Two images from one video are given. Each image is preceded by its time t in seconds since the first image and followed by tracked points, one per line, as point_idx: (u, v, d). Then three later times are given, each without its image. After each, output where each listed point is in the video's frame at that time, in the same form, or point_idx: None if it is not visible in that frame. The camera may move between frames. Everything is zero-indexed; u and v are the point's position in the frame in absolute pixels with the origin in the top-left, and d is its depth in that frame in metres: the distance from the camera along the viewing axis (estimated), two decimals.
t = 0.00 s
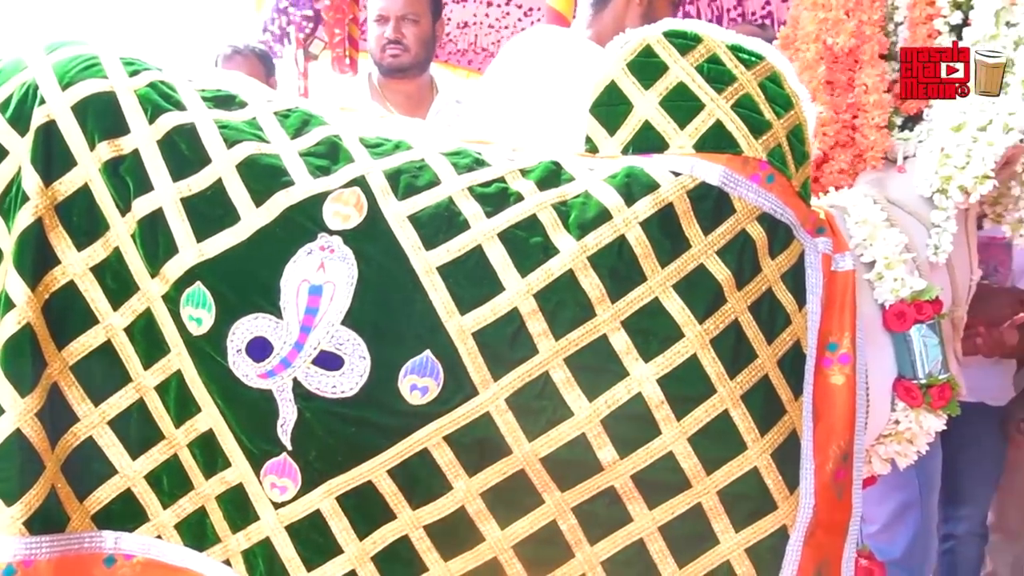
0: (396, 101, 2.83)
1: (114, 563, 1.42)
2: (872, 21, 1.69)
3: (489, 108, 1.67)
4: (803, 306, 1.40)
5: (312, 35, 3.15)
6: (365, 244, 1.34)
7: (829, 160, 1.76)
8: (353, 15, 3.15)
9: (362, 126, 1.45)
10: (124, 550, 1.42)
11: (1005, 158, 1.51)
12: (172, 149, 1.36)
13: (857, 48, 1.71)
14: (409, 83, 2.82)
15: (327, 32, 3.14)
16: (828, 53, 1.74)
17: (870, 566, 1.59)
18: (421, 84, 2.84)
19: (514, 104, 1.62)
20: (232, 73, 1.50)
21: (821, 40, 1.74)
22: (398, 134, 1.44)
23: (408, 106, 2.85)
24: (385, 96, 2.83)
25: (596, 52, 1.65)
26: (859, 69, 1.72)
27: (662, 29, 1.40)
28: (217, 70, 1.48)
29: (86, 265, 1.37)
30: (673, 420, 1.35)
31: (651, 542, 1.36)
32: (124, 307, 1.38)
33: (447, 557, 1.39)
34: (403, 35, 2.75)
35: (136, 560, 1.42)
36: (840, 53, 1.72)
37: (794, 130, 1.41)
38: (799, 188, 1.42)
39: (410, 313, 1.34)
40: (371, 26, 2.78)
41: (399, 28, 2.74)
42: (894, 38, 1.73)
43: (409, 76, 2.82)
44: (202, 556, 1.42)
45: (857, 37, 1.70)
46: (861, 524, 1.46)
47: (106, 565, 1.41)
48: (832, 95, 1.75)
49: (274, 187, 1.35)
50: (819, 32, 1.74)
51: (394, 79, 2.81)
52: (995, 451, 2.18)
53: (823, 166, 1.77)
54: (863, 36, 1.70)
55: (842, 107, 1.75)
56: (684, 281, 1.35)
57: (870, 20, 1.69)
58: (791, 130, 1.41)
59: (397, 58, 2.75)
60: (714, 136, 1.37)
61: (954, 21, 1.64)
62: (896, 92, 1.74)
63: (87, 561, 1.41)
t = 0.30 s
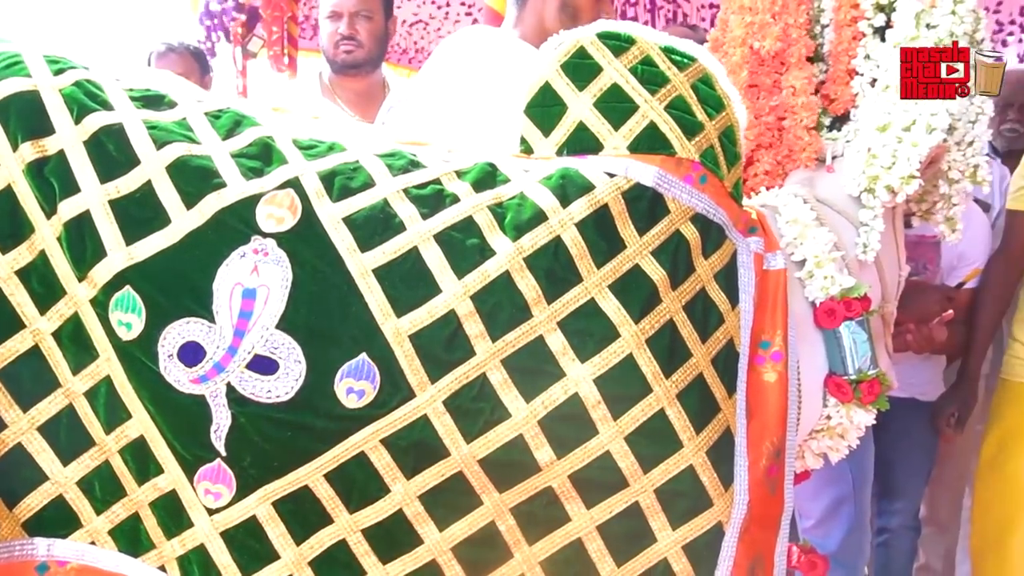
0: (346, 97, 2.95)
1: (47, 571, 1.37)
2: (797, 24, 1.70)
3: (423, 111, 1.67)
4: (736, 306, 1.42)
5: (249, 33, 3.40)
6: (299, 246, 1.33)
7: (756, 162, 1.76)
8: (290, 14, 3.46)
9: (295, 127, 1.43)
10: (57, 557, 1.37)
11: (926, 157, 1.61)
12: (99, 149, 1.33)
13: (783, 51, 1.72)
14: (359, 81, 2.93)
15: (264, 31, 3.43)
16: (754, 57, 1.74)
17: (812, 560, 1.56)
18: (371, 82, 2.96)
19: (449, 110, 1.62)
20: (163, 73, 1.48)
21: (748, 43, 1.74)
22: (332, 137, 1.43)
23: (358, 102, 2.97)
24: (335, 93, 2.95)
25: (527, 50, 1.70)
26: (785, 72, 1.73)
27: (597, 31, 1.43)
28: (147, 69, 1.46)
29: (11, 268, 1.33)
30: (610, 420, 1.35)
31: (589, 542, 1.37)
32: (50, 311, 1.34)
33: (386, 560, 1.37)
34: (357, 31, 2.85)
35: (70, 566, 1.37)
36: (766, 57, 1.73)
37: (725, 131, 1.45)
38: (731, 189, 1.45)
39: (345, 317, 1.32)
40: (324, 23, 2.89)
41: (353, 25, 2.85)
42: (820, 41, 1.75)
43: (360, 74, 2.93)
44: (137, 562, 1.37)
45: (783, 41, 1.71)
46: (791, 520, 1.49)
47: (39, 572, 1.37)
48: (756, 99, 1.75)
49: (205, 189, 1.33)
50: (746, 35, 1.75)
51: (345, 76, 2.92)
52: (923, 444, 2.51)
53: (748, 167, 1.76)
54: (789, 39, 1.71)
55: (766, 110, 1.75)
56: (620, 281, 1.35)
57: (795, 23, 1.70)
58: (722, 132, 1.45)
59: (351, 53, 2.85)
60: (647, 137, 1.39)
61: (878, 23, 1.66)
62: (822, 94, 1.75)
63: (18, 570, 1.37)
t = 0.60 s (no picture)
0: (301, 98, 2.92)
1: None
2: (729, 30, 1.70)
3: (364, 113, 1.65)
4: (676, 308, 1.44)
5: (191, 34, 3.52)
6: (238, 252, 1.31)
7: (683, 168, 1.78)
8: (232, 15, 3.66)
9: (233, 130, 1.42)
10: None
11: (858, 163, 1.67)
12: (29, 153, 1.30)
13: (714, 57, 1.71)
14: (317, 83, 2.90)
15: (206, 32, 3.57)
16: (686, 63, 1.73)
17: (745, 556, 1.63)
18: (329, 84, 2.93)
19: (392, 111, 1.61)
20: (95, 75, 1.45)
21: (680, 50, 1.73)
22: (270, 140, 1.42)
23: (314, 103, 2.94)
24: (290, 93, 2.90)
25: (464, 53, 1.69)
26: (716, 77, 1.72)
27: (537, 35, 1.46)
28: (79, 71, 1.43)
29: None
30: (554, 422, 1.36)
31: (534, 545, 1.37)
32: None
33: (330, 568, 1.34)
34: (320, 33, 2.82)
35: None
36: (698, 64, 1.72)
37: (665, 134, 1.48)
38: (670, 192, 1.48)
39: (286, 323, 1.30)
40: (283, 25, 2.87)
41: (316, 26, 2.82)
42: (753, 46, 1.76)
43: (319, 76, 2.89)
44: None
45: (714, 47, 1.70)
46: (732, 518, 1.53)
47: None
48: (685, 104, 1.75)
49: (140, 193, 1.30)
50: (679, 42, 1.73)
51: (303, 77, 2.88)
52: (862, 443, 2.57)
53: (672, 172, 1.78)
54: (721, 45, 1.70)
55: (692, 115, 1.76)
56: (562, 285, 1.36)
57: (727, 29, 1.70)
58: (662, 135, 1.47)
59: (313, 55, 2.83)
60: (588, 140, 1.42)
61: (811, 30, 1.68)
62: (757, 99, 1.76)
63: None
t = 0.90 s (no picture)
0: (252, 101, 2.91)
1: None
2: (671, 37, 1.74)
3: (312, 119, 1.66)
4: (622, 312, 1.46)
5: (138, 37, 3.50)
6: (180, 260, 1.28)
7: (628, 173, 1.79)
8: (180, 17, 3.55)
9: (174, 134, 1.40)
10: None
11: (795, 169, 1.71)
12: None
13: (656, 63, 1.75)
14: (270, 87, 2.90)
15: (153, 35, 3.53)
16: (629, 69, 1.76)
17: (687, 558, 1.64)
18: (282, 90, 2.94)
19: (340, 118, 1.61)
20: (29, 78, 1.42)
21: (623, 56, 1.76)
22: (213, 144, 1.41)
23: (264, 107, 2.93)
24: (241, 95, 2.89)
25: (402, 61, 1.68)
26: (659, 83, 1.76)
27: (483, 40, 1.47)
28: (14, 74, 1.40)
29: None
30: (501, 428, 1.36)
31: (483, 550, 1.37)
32: None
33: None
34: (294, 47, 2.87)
35: None
36: (642, 69, 1.75)
37: (609, 141, 1.50)
38: (614, 198, 1.50)
39: (231, 331, 1.29)
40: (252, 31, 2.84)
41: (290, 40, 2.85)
42: (693, 52, 1.80)
43: (275, 83, 2.91)
44: None
45: (657, 53, 1.74)
46: (675, 519, 1.54)
47: None
48: (630, 110, 1.77)
49: (80, 200, 1.27)
50: (623, 48, 1.76)
51: (256, 81, 2.89)
52: (809, 443, 2.61)
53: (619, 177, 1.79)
54: (663, 51, 1.75)
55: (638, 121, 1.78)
56: (508, 290, 1.37)
57: (668, 36, 1.74)
58: (606, 141, 1.50)
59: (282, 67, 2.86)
60: (534, 146, 1.43)
61: (749, 37, 1.73)
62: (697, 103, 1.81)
63: None
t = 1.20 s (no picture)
0: (196, 110, 2.95)
1: None
2: (611, 46, 1.83)
3: (257, 126, 1.68)
4: (566, 318, 1.48)
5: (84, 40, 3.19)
6: (120, 267, 1.24)
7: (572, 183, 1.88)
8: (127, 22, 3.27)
9: (114, 140, 1.37)
10: None
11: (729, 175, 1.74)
12: None
13: (596, 72, 1.84)
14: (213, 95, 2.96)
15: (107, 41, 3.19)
16: (571, 78, 1.85)
17: (641, 559, 1.65)
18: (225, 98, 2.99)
19: (283, 125, 1.64)
20: None
21: (565, 65, 1.84)
22: (154, 150, 1.39)
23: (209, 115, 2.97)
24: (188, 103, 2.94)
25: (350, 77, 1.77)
26: (599, 92, 1.85)
27: (428, 47, 1.49)
28: None
29: None
30: (447, 434, 1.36)
31: (430, 556, 1.35)
32: None
33: None
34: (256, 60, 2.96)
35: None
36: (583, 79, 1.84)
37: (554, 147, 1.53)
38: (559, 204, 1.53)
39: (173, 339, 1.25)
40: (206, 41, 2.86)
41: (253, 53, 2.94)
42: (636, 61, 1.89)
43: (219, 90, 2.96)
44: None
45: (597, 62, 1.83)
46: (620, 523, 1.56)
47: None
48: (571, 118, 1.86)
49: (16, 207, 1.20)
50: (565, 56, 1.85)
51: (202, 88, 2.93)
52: (757, 445, 2.64)
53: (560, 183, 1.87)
54: (603, 60, 1.83)
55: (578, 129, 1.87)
56: (454, 297, 1.38)
57: (609, 45, 1.83)
58: (551, 148, 1.53)
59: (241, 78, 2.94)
60: (480, 152, 1.45)
61: (689, 45, 1.80)
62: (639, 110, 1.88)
63: None
